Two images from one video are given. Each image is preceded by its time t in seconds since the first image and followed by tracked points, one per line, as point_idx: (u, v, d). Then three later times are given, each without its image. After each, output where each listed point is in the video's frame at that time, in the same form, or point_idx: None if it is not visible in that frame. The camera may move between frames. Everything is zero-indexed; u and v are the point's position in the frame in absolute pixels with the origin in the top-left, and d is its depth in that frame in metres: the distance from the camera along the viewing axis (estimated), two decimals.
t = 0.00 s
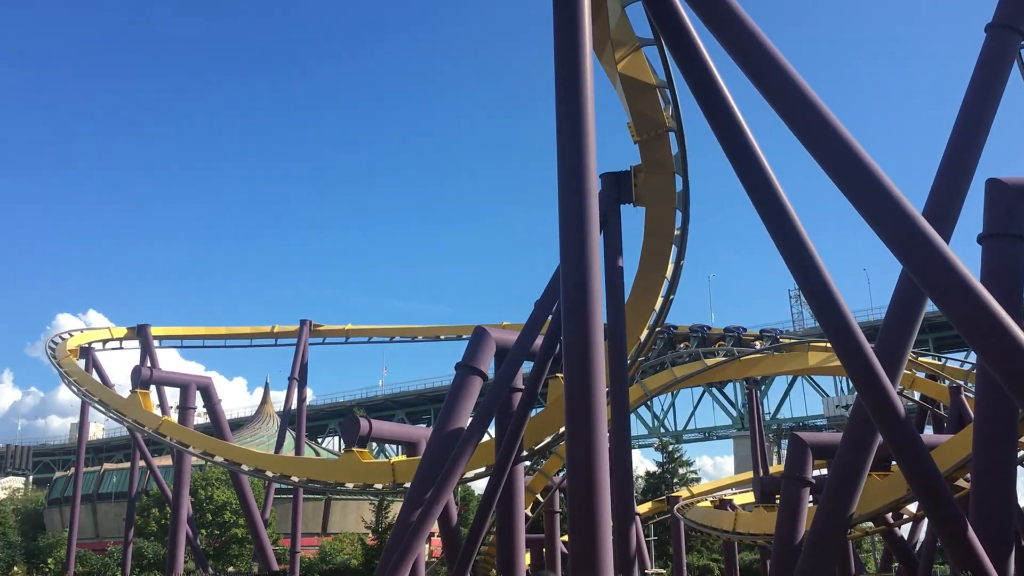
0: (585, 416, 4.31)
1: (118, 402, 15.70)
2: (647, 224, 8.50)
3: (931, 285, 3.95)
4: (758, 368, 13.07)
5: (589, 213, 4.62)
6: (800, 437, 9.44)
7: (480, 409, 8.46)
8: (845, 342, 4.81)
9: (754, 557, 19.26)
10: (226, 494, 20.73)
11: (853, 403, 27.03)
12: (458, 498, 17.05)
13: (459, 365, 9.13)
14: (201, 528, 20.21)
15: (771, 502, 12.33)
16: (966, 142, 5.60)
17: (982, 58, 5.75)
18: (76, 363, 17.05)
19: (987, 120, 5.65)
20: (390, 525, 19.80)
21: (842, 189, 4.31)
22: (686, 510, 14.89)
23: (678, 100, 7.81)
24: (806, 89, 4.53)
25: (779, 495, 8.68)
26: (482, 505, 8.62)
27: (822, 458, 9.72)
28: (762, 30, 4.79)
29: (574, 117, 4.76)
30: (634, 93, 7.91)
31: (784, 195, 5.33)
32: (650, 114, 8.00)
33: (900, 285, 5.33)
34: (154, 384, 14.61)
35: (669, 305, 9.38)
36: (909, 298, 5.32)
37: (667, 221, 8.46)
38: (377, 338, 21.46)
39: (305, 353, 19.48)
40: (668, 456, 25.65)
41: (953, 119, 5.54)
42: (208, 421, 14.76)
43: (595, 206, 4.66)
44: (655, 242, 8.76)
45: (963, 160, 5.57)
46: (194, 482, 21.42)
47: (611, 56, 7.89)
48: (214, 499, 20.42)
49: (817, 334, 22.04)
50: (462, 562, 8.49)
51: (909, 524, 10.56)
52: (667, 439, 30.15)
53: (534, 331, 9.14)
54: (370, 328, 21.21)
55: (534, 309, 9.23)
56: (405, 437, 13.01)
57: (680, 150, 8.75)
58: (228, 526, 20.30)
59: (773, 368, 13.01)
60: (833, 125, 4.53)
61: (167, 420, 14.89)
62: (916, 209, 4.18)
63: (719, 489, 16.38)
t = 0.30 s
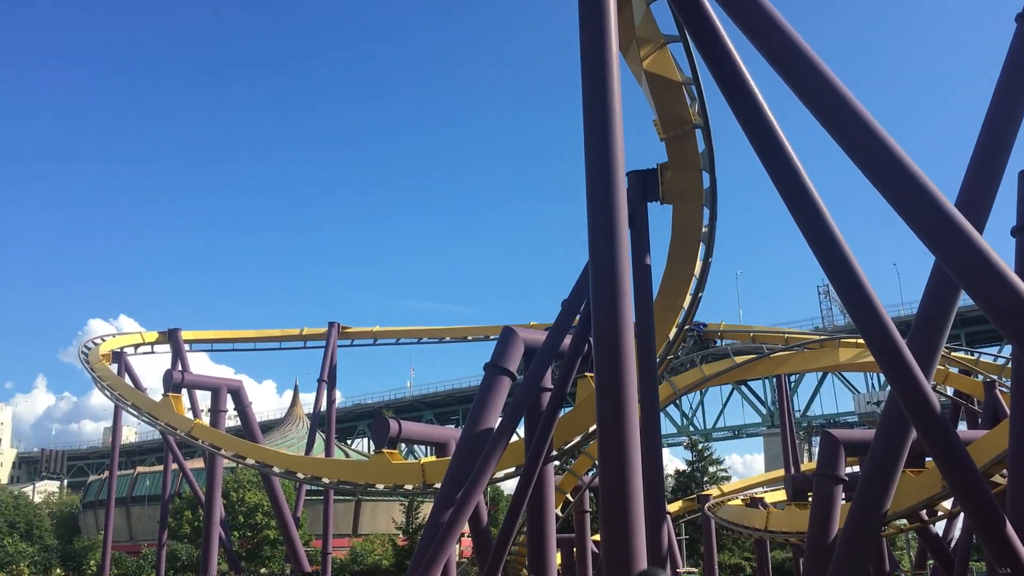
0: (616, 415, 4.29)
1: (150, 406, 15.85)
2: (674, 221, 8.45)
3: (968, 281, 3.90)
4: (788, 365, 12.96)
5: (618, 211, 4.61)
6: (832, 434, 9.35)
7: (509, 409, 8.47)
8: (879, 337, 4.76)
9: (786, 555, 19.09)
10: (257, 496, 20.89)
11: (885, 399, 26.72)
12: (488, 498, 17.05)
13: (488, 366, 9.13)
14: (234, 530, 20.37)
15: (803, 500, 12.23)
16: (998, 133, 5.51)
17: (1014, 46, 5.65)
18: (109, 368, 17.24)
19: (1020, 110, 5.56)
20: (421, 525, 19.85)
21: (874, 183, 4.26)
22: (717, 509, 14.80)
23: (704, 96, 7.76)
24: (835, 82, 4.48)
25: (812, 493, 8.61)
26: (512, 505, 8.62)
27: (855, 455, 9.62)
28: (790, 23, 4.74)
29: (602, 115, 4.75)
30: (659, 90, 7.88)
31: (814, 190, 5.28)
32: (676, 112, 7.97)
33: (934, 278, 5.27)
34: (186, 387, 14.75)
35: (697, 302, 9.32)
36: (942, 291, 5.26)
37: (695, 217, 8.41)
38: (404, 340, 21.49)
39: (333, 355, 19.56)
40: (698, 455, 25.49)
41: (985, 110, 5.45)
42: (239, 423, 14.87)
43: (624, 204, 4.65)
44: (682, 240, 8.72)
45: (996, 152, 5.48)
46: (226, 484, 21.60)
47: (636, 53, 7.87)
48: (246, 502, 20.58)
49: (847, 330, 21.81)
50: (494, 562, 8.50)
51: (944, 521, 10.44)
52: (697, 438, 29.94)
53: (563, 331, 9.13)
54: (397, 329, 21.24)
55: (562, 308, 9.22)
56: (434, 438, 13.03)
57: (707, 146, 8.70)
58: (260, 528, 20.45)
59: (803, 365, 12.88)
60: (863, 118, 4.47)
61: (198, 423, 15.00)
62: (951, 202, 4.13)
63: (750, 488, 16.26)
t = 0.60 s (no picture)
0: (658, 412, 4.27)
1: (192, 404, 16.07)
2: (713, 215, 8.38)
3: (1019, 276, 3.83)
4: (829, 361, 12.82)
5: (658, 207, 4.59)
6: (875, 430, 9.23)
7: (548, 406, 8.46)
8: (925, 332, 4.68)
9: (828, 553, 18.92)
10: (298, 493, 21.09)
11: (927, 394, 26.30)
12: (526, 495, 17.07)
13: (526, 362, 9.11)
14: (275, 527, 20.61)
15: (846, 497, 12.09)
16: None
17: None
18: (152, 367, 17.50)
19: None
20: (459, 522, 19.92)
21: (920, 176, 4.18)
22: (757, 506, 14.70)
23: (742, 90, 7.70)
24: (877, 71, 4.41)
25: (855, 490, 8.51)
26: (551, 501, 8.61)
27: (898, 452, 9.49)
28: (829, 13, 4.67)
29: (640, 112, 4.73)
30: (696, 85, 7.82)
31: (855, 182, 5.21)
32: (714, 106, 7.91)
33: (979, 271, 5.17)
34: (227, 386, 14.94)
35: (736, 298, 9.24)
36: (988, 286, 5.15)
37: (733, 212, 8.34)
38: (441, 338, 21.56)
39: (371, 354, 19.68)
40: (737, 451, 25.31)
41: None
42: (280, 421, 15.02)
43: (664, 201, 4.62)
44: (720, 234, 8.65)
45: None
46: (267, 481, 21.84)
47: (672, 48, 7.83)
48: (287, 499, 20.81)
49: (890, 325, 21.50)
50: (533, 560, 8.49)
51: (991, 518, 10.27)
52: (736, 435, 29.76)
53: (600, 327, 9.09)
54: (435, 328, 21.32)
55: (599, 304, 9.18)
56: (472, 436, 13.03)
57: (745, 141, 8.63)
58: (301, 525, 20.64)
59: (844, 361, 12.72)
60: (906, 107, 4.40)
61: (240, 422, 15.18)
62: (999, 193, 4.04)
63: (791, 485, 16.11)
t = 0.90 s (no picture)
0: (709, 404, 4.23)
1: (243, 395, 16.30)
2: (760, 203, 8.26)
3: None
4: (880, 350, 12.60)
5: (707, 197, 4.54)
6: (928, 420, 9.05)
7: (594, 396, 8.43)
8: (984, 323, 4.58)
9: (879, 544, 18.64)
10: (346, 482, 21.31)
11: (981, 383, 25.80)
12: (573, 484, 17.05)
13: (572, 352, 9.07)
14: (324, 515, 20.86)
15: (898, 488, 11.89)
16: None
17: None
18: (202, 359, 17.79)
19: None
20: (506, 512, 19.98)
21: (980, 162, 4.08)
22: (806, 496, 14.52)
23: (789, 75, 7.57)
24: (933, 55, 4.30)
25: (907, 481, 8.37)
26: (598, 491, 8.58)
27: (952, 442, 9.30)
28: None
29: (688, 101, 4.68)
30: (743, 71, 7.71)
31: (909, 168, 5.10)
32: (761, 92, 7.79)
33: None
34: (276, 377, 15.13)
35: (785, 286, 9.11)
36: None
37: (781, 199, 8.21)
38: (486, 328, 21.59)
39: (417, 344, 19.78)
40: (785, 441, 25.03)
41: None
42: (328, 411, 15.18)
43: (712, 191, 4.57)
44: (768, 221, 8.53)
45: None
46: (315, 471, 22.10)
47: (718, 34, 7.73)
48: (335, 488, 21.06)
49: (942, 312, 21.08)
50: (580, 550, 8.48)
51: None
52: (784, 425, 29.41)
53: (647, 317, 9.04)
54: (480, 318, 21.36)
55: (646, 294, 9.12)
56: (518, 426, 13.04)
57: (792, 127, 8.49)
58: (349, 514, 20.84)
59: (895, 350, 12.49)
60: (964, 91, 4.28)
61: (289, 411, 15.36)
62: None
63: (841, 475, 15.89)
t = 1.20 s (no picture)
0: (752, 386, 4.19)
1: (286, 377, 16.48)
2: (804, 184, 8.15)
3: None
4: (926, 333, 12.38)
5: (750, 180, 4.48)
6: (976, 403, 8.90)
7: (635, 379, 8.40)
8: None
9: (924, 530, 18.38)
10: (387, 465, 21.50)
11: None
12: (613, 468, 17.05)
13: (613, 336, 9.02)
14: (365, 497, 21.09)
15: (944, 473, 11.70)
16: None
17: None
18: (246, 342, 18.02)
19: None
20: (545, 495, 20.03)
21: None
22: (850, 481, 14.37)
23: (835, 54, 7.44)
24: (985, 33, 4.19)
25: (953, 465, 8.23)
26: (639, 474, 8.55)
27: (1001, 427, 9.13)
28: None
29: (731, 83, 4.62)
30: (787, 51, 7.58)
31: (960, 148, 4.98)
32: (806, 71, 7.66)
33: None
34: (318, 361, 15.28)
35: (828, 269, 8.99)
36: None
37: (825, 180, 8.09)
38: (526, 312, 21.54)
39: (457, 329, 19.83)
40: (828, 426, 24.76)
41: None
42: (369, 394, 15.31)
43: (755, 174, 4.51)
44: (813, 203, 8.41)
45: None
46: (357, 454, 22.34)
47: (761, 13, 7.61)
48: (376, 471, 21.29)
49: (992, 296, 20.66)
50: (621, 535, 8.46)
51: None
52: (827, 410, 29.09)
53: (688, 300, 8.98)
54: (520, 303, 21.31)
55: (687, 276, 9.05)
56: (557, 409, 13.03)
57: (837, 107, 8.35)
58: (390, 496, 21.04)
59: (943, 333, 12.27)
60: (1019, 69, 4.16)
61: (331, 394, 15.52)
62: None
63: (885, 460, 15.69)
